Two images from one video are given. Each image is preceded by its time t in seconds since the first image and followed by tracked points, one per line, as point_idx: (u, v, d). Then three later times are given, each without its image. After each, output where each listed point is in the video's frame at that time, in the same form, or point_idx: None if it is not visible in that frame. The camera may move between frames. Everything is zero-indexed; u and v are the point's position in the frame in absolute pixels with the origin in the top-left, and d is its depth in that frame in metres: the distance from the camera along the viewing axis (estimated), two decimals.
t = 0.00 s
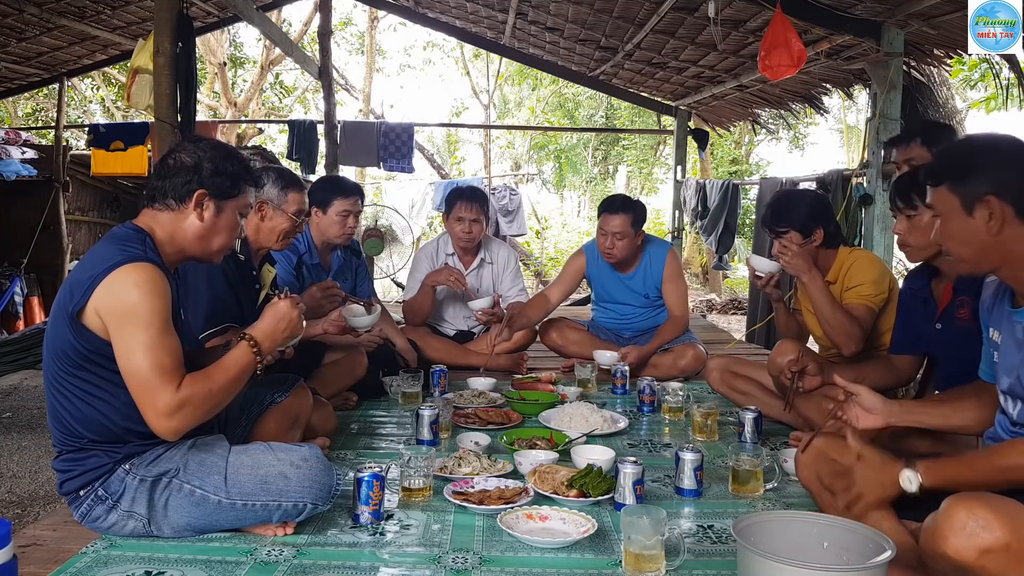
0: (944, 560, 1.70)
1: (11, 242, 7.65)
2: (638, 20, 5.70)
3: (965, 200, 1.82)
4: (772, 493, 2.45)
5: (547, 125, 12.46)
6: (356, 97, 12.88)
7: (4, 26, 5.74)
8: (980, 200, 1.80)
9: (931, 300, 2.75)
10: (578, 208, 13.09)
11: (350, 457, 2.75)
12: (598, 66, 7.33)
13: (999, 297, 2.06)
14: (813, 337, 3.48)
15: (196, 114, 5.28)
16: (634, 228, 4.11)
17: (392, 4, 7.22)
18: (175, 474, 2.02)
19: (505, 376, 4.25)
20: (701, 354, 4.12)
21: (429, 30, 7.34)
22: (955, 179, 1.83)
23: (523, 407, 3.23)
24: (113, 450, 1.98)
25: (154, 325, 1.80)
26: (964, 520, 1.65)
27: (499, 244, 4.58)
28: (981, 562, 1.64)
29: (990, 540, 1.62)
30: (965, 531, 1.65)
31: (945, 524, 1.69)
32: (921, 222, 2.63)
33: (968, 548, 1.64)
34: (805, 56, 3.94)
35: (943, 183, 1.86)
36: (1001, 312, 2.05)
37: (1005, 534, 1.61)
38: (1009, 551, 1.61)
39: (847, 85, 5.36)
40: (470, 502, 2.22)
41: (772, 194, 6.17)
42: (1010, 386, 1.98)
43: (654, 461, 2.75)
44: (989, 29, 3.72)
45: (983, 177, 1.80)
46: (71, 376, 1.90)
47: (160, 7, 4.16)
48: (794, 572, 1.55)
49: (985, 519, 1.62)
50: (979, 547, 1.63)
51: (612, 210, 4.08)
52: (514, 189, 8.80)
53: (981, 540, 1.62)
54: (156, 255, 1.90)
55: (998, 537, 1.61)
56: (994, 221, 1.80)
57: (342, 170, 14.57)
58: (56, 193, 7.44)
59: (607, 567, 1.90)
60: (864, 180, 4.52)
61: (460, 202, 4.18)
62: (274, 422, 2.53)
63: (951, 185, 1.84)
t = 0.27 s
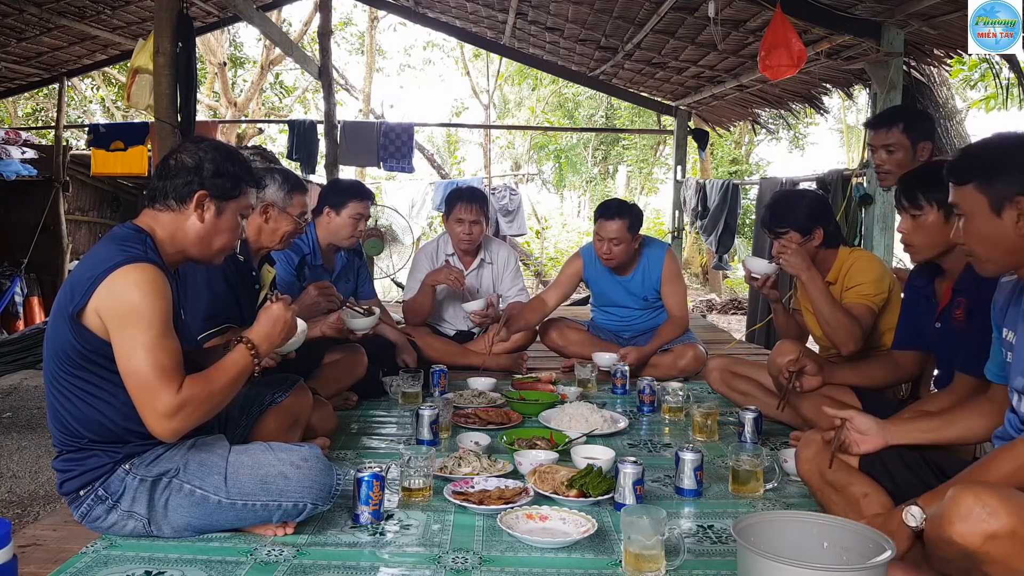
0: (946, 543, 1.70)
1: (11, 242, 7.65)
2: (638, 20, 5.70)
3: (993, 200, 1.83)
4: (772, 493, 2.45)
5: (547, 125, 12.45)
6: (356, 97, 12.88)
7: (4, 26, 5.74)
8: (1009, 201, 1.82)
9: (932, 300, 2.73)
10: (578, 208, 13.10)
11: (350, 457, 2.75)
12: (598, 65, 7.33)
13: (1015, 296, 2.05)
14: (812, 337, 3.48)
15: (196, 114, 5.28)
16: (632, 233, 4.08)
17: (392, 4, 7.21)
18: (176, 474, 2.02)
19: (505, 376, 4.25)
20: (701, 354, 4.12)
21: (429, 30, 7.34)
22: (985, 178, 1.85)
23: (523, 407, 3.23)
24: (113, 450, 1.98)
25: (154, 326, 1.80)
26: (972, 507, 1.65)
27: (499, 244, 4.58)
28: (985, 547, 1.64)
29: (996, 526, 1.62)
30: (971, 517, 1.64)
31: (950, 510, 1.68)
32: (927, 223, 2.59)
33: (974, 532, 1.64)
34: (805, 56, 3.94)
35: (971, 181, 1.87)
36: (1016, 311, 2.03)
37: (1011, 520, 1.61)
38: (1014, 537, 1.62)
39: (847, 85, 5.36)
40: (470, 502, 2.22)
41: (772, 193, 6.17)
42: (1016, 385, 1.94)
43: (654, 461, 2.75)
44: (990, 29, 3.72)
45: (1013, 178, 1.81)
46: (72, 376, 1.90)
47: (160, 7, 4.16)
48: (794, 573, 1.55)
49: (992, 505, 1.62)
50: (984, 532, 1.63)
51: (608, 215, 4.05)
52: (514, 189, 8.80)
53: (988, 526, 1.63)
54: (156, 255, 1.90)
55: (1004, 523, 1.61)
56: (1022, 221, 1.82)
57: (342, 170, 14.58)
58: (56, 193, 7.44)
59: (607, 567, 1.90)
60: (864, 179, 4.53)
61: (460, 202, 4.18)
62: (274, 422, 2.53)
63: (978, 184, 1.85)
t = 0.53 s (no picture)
0: (946, 510, 1.70)
1: (10, 242, 7.64)
2: (638, 20, 5.70)
3: (1007, 199, 1.83)
4: (772, 493, 2.45)
5: (547, 125, 12.45)
6: (356, 97, 12.89)
7: (4, 25, 5.74)
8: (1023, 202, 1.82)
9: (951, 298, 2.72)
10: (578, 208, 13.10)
11: (350, 457, 2.75)
12: (598, 65, 7.33)
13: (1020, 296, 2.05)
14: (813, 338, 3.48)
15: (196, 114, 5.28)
16: (638, 223, 4.13)
17: (393, 4, 7.21)
18: (175, 474, 2.02)
19: (504, 376, 4.24)
20: (701, 354, 4.12)
21: (429, 30, 7.33)
22: (1004, 175, 1.84)
23: (523, 407, 3.23)
24: (112, 450, 1.98)
25: (153, 329, 1.80)
26: (974, 477, 1.66)
27: (499, 244, 4.58)
28: (986, 518, 1.65)
29: (998, 496, 1.63)
30: (973, 487, 1.65)
31: (952, 479, 1.69)
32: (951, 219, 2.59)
33: (975, 502, 1.65)
34: (805, 56, 3.94)
35: (986, 180, 1.87)
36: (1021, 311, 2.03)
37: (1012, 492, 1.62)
38: (1015, 510, 1.62)
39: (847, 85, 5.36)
40: (470, 502, 2.22)
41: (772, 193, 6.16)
42: (1023, 386, 1.92)
43: (654, 461, 2.75)
44: (989, 29, 3.72)
45: None
46: (70, 377, 1.90)
47: (160, 7, 4.15)
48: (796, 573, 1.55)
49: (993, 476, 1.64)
50: (984, 503, 1.64)
51: (614, 206, 4.09)
52: (514, 189, 8.80)
53: (988, 497, 1.64)
54: (156, 257, 1.90)
55: (1004, 494, 1.62)
56: None
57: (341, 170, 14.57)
58: (56, 193, 7.45)
59: (607, 567, 1.90)
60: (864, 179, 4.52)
61: (460, 203, 4.18)
62: (274, 422, 2.53)
63: (994, 184, 1.85)
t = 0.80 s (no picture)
0: (944, 551, 1.69)
1: (10, 242, 7.65)
2: (638, 20, 5.70)
3: (991, 201, 1.89)
4: (773, 493, 2.44)
5: (547, 125, 12.45)
6: (356, 97, 12.89)
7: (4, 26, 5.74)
8: (1006, 202, 1.88)
9: (974, 291, 2.71)
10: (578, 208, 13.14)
11: (350, 456, 2.75)
12: (598, 66, 7.34)
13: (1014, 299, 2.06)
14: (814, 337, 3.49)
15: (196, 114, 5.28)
16: (648, 213, 4.18)
17: (393, 4, 7.22)
18: (175, 474, 2.02)
19: (505, 376, 4.24)
20: (701, 353, 4.11)
21: (428, 30, 7.33)
22: (985, 177, 1.91)
23: (523, 407, 3.23)
24: (112, 450, 1.98)
25: (152, 329, 1.80)
26: (970, 516, 1.65)
27: (499, 244, 4.58)
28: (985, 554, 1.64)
29: (995, 533, 1.62)
30: (970, 525, 1.64)
31: (947, 517, 1.68)
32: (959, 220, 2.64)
33: (973, 540, 1.64)
34: (805, 56, 3.94)
35: (971, 181, 1.93)
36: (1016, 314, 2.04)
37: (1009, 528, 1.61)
38: (1013, 544, 1.61)
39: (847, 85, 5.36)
40: (470, 502, 2.22)
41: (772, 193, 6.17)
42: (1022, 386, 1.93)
43: (654, 461, 2.75)
44: (989, 29, 3.72)
45: (1016, 177, 1.87)
46: (70, 376, 1.90)
47: (160, 7, 4.15)
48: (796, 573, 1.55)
49: (990, 516, 1.62)
50: (981, 539, 1.63)
51: (624, 195, 4.14)
52: (514, 189, 8.81)
53: (985, 534, 1.63)
54: (156, 256, 1.90)
55: (1002, 530, 1.61)
56: (1019, 221, 1.87)
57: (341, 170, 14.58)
58: (56, 193, 7.45)
59: (607, 567, 1.90)
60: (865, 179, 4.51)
61: (460, 204, 4.18)
62: (275, 422, 2.52)
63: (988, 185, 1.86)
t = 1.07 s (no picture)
0: None
1: (10, 242, 7.65)
2: (638, 20, 5.70)
3: (958, 204, 1.87)
4: (773, 493, 2.44)
5: (546, 125, 12.45)
6: (356, 97, 12.88)
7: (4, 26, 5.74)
8: (973, 204, 1.86)
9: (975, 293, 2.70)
10: (578, 208, 13.14)
11: (350, 456, 2.75)
12: (598, 66, 7.33)
13: (989, 302, 2.06)
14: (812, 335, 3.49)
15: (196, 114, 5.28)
16: (656, 207, 4.21)
17: (393, 4, 7.22)
18: (175, 474, 2.02)
19: (505, 376, 4.24)
20: (701, 352, 4.11)
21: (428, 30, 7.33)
22: (948, 181, 1.89)
23: (523, 407, 3.23)
24: (112, 450, 1.98)
25: (150, 330, 1.79)
26: (970, 539, 1.64)
27: (499, 245, 4.58)
28: None
29: (995, 558, 1.60)
30: (969, 549, 1.63)
31: (948, 540, 1.67)
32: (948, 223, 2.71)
33: (973, 566, 1.63)
34: (805, 56, 3.94)
35: (936, 184, 1.91)
36: (992, 317, 2.04)
37: (1010, 551, 1.60)
38: (1014, 567, 1.60)
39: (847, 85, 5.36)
40: (470, 502, 2.22)
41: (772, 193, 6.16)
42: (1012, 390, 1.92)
43: (654, 461, 2.75)
44: (990, 29, 3.72)
45: (977, 181, 1.85)
46: (69, 375, 1.90)
47: (160, 7, 4.15)
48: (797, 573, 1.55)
49: (990, 538, 1.61)
50: (983, 565, 1.62)
51: (630, 190, 4.18)
52: (514, 189, 8.81)
53: (986, 558, 1.61)
54: (156, 257, 1.90)
55: (1003, 554, 1.60)
56: (985, 225, 1.85)
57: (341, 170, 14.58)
58: (56, 193, 7.45)
59: (606, 567, 1.90)
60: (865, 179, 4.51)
61: (460, 205, 4.18)
62: (275, 421, 2.52)
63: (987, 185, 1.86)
